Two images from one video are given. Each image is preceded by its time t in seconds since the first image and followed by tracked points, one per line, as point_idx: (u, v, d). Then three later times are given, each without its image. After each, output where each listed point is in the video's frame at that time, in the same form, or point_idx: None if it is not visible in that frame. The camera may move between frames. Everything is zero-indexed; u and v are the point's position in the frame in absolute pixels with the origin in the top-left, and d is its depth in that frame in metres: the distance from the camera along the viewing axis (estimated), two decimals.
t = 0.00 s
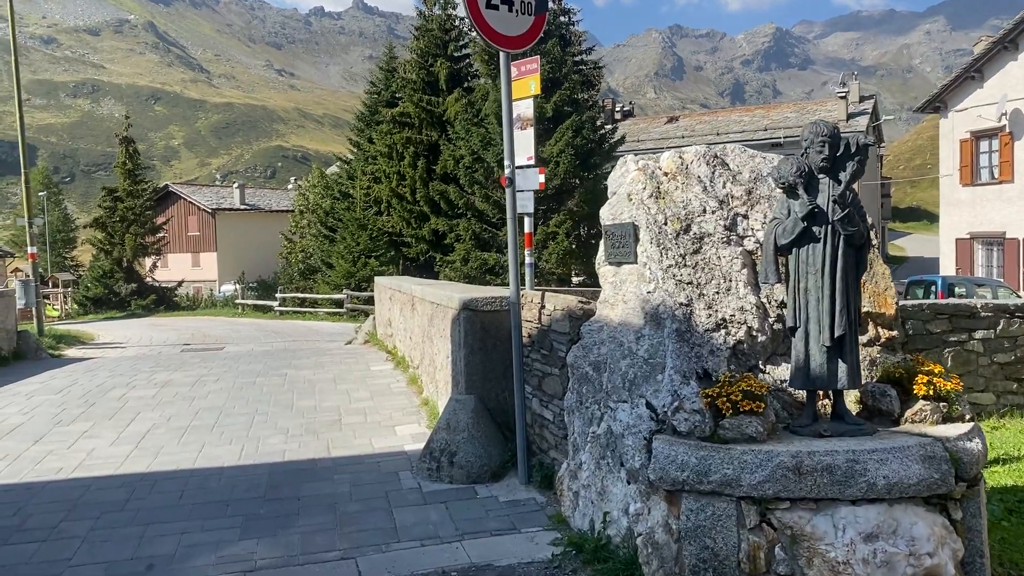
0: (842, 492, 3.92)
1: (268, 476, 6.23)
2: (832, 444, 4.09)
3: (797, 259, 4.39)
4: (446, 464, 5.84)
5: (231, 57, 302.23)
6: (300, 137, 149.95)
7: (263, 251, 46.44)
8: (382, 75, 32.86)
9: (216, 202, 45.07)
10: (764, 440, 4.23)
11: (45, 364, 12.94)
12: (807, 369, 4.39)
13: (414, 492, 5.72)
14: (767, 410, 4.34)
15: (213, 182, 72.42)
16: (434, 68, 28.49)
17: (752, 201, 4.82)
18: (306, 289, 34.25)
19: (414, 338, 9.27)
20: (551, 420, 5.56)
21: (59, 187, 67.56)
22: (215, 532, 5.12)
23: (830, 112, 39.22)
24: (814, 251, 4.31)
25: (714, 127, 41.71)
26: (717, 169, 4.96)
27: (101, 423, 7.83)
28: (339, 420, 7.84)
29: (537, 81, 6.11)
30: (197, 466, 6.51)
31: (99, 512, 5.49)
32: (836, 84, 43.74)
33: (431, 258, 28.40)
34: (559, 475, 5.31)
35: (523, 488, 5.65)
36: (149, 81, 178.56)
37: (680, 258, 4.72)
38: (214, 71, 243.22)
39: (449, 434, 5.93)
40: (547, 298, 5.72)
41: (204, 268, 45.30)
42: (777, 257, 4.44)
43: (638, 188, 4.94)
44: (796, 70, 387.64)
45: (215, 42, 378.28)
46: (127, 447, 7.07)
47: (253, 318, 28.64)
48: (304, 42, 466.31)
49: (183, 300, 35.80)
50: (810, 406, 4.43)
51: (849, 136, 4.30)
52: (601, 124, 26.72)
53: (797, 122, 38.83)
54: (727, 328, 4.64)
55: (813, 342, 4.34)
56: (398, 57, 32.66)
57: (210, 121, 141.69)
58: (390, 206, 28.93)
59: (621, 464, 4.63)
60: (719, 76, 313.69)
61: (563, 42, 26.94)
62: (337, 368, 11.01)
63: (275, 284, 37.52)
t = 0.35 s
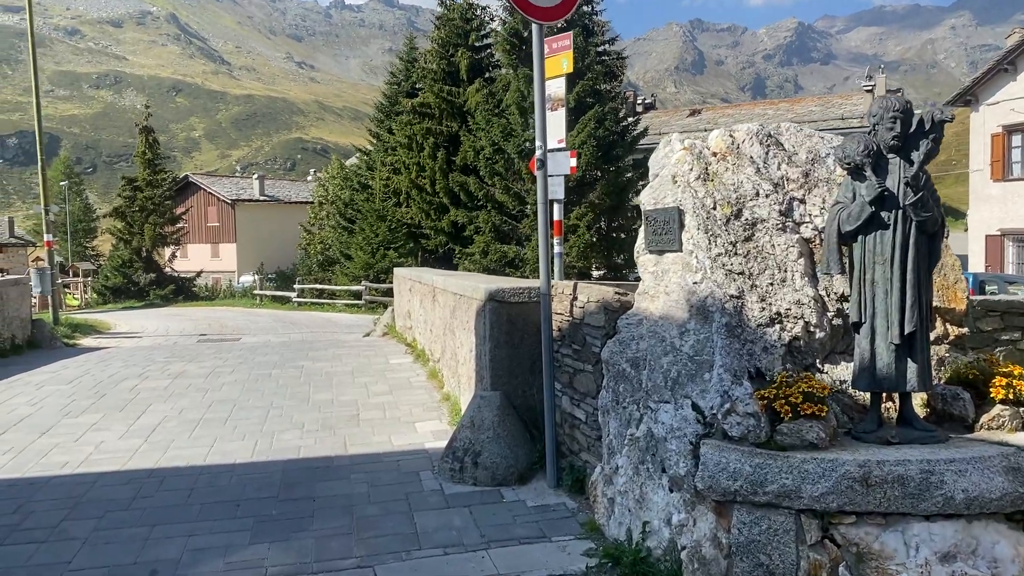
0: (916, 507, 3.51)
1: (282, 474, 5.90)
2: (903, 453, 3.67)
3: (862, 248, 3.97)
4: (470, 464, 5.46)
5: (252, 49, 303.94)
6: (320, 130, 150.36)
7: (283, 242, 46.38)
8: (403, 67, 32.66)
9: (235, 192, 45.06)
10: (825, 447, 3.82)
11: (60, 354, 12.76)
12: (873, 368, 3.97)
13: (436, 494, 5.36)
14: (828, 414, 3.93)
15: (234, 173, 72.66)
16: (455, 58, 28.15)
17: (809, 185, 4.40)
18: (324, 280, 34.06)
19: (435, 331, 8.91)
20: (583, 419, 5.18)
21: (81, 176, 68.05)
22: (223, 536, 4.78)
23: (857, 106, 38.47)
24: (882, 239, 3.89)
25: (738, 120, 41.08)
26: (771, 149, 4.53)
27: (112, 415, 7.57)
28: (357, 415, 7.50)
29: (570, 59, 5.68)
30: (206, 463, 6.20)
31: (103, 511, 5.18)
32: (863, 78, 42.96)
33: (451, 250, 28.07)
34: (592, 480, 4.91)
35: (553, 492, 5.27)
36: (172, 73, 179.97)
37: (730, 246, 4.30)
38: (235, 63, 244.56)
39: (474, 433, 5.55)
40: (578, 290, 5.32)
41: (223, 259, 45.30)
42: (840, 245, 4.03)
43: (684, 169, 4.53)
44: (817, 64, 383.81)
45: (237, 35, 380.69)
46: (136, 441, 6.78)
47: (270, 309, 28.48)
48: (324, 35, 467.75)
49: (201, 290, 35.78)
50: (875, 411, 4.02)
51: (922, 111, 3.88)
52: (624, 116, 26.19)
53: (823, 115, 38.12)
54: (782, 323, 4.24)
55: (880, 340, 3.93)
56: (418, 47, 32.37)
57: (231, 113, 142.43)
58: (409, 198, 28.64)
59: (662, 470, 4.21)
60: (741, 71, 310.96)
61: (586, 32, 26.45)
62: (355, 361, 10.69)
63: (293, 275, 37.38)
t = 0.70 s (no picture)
0: (1009, 559, 3.07)
1: (291, 491, 5.49)
2: (991, 494, 3.21)
3: (941, 256, 3.49)
4: (491, 487, 5.02)
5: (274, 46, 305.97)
6: (341, 127, 150.90)
7: (301, 239, 46.26)
8: (423, 63, 32.36)
9: (255, 188, 45.00)
10: (899, 486, 3.36)
11: (71, 353, 12.55)
12: (952, 395, 3.49)
13: (455, 519, 4.93)
14: (900, 446, 3.47)
15: (255, 168, 72.85)
16: (476, 54, 27.73)
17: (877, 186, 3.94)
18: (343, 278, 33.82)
19: (454, 336, 8.49)
20: (616, 440, 4.73)
21: (103, 171, 68.52)
22: (224, 565, 4.38)
23: (884, 104, 37.69)
24: (967, 247, 3.41)
25: (763, 117, 40.39)
26: (832, 145, 4.07)
27: (116, 423, 7.22)
28: (371, 425, 7.09)
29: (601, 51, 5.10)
30: (211, 477, 5.82)
31: (97, 533, 4.80)
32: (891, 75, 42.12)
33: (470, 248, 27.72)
34: (627, 508, 4.47)
35: (583, 520, 4.83)
36: (194, 70, 181.61)
37: (786, 254, 3.85)
38: (258, 60, 246.24)
39: (495, 452, 5.12)
40: (610, 297, 4.87)
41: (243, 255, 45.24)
42: (915, 253, 3.55)
43: (734, 166, 4.07)
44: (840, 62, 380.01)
45: (259, 31, 383.03)
46: (140, 451, 6.42)
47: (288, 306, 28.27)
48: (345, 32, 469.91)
49: (220, 286, 35.73)
50: (954, 443, 3.55)
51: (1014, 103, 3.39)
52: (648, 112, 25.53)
53: (851, 113, 37.36)
54: (845, 342, 3.78)
55: (961, 364, 3.45)
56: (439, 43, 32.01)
57: (252, 110, 143.33)
58: (429, 195, 28.31)
59: (709, 504, 3.73)
60: (763, 69, 308.53)
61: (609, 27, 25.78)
62: (371, 365, 10.29)
63: (312, 272, 37.21)
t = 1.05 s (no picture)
0: None
1: (318, 506, 5.12)
2: None
3: None
4: (535, 505, 4.62)
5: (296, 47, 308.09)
6: (363, 127, 151.50)
7: (324, 239, 46.20)
8: (447, 62, 32.13)
9: (278, 188, 45.07)
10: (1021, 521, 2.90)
11: (92, 353, 12.42)
12: None
13: (495, 541, 4.53)
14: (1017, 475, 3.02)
15: (278, 169, 73.19)
16: (501, 52, 27.34)
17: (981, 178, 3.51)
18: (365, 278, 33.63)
19: (485, 339, 8.09)
20: (675, 456, 4.31)
21: (128, 170, 69.24)
22: None
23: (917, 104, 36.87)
24: None
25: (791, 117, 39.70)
26: (927, 131, 3.64)
27: (134, 429, 6.92)
28: (400, 433, 6.71)
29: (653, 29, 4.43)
30: (232, 489, 5.46)
31: (110, 552, 4.45)
32: (923, 74, 41.26)
33: (494, 249, 27.39)
34: (689, 533, 4.04)
35: (636, 544, 4.41)
36: (218, 71, 183.20)
37: (878, 253, 3.42)
38: (281, 61, 247.96)
39: (539, 468, 4.71)
40: (667, 300, 4.44)
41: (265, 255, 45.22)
42: None
43: (813, 156, 3.66)
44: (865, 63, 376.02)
45: (281, 33, 385.66)
46: (158, 460, 6.09)
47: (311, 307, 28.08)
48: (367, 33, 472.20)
49: (243, 286, 35.75)
50: None
51: None
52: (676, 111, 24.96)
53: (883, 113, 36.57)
54: (947, 354, 3.34)
55: None
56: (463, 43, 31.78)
57: (275, 110, 144.19)
58: (452, 194, 28.01)
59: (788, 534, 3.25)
60: (786, 69, 305.97)
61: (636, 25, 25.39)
62: (397, 368, 9.95)
63: (335, 272, 37.08)
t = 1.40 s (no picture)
0: None
1: (343, 536, 4.76)
2: None
3: None
4: (581, 540, 4.22)
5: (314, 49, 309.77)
6: (380, 129, 152.03)
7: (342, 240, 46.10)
8: (466, 63, 31.86)
9: (296, 189, 45.01)
10: None
11: (108, 359, 12.19)
12: None
13: None
14: None
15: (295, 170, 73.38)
16: (521, 51, 26.99)
17: None
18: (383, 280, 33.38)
19: (516, 349, 7.73)
20: (739, 490, 3.88)
21: (146, 172, 69.60)
22: None
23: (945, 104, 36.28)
24: None
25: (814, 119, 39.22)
26: None
27: (148, 446, 6.58)
28: (428, 451, 6.34)
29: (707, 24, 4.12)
30: (252, 515, 5.12)
31: None
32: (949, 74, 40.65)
33: (514, 251, 27.02)
34: None
35: None
36: (236, 72, 184.49)
37: (986, 269, 3.01)
38: (298, 62, 249.18)
39: (584, 499, 4.31)
40: (728, 318, 4.05)
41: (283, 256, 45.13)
42: None
43: (910, 158, 3.24)
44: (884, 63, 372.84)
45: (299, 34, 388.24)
46: (174, 480, 5.76)
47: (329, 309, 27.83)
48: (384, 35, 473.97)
49: (261, 288, 35.65)
50: None
51: None
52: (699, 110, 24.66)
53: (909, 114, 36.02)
54: None
55: None
56: (482, 43, 31.52)
57: (293, 112, 144.87)
58: (472, 196, 27.61)
59: None
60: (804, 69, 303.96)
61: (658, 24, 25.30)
62: (420, 378, 9.61)
63: (353, 274, 36.92)
